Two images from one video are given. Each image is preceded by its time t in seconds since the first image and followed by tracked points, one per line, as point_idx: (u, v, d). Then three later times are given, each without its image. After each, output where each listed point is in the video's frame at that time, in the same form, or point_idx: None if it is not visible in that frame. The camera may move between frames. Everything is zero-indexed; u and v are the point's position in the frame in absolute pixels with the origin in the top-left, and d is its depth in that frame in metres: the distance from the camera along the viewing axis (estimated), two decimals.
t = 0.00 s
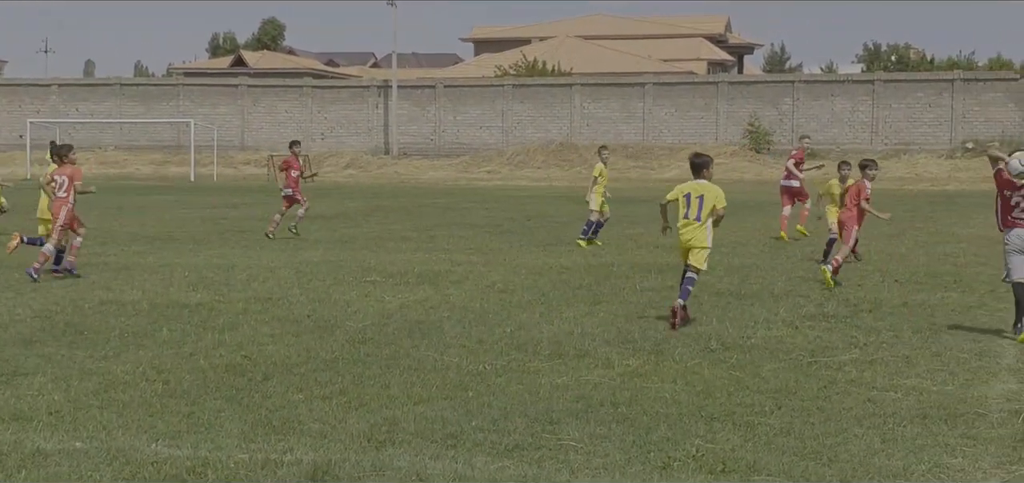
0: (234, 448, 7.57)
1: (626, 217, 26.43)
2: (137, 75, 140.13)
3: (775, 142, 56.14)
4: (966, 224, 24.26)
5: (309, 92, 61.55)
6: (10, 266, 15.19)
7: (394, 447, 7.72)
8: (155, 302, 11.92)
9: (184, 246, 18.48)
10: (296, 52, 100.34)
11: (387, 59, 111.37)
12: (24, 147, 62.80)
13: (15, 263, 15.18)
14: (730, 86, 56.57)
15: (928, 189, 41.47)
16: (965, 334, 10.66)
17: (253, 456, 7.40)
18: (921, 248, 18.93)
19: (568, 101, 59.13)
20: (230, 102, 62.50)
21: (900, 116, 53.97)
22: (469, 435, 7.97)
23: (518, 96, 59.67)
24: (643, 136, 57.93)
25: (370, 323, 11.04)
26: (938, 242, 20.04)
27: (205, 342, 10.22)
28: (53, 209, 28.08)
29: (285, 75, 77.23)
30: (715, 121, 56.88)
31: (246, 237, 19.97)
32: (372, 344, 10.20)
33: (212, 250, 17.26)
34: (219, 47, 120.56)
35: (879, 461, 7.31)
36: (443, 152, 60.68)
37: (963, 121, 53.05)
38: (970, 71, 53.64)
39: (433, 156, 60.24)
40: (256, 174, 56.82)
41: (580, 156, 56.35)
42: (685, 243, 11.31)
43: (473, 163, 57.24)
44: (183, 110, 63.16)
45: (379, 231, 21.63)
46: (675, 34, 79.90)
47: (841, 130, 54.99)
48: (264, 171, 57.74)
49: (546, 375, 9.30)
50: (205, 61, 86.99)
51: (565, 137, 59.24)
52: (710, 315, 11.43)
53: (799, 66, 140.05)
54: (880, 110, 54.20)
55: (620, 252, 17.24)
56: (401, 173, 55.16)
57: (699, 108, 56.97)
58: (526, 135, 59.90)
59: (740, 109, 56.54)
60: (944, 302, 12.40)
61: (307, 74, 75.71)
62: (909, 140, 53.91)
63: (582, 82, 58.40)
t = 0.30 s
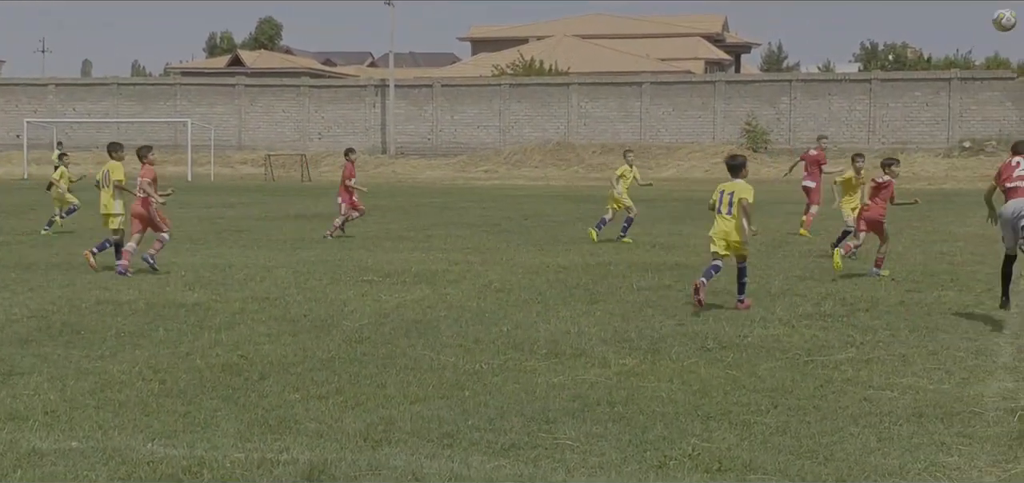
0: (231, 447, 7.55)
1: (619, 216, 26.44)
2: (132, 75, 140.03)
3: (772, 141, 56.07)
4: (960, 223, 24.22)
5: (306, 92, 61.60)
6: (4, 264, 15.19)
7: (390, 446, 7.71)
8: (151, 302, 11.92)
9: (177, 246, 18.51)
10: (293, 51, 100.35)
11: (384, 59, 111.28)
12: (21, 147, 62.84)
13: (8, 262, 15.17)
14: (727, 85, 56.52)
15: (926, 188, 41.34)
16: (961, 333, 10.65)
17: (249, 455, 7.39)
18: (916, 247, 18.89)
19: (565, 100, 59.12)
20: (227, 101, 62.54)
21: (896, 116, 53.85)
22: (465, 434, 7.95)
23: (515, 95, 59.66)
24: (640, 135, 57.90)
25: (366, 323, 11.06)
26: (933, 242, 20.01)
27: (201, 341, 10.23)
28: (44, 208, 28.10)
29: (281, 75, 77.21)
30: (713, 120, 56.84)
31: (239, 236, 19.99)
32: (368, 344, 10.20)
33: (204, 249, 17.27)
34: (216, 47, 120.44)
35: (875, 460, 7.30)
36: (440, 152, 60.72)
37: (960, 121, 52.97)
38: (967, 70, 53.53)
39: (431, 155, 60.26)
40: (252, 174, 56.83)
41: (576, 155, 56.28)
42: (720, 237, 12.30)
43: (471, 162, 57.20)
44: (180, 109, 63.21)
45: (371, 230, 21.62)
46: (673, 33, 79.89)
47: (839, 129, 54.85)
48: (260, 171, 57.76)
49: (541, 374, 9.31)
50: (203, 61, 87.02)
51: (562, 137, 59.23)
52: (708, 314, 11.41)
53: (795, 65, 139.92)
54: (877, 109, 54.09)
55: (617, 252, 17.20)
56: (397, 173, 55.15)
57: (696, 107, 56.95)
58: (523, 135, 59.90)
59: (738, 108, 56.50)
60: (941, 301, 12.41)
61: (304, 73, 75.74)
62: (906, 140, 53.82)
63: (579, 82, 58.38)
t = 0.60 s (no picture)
0: (226, 447, 7.53)
1: (612, 215, 26.43)
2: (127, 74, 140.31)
3: (769, 140, 56.03)
4: (953, 222, 24.24)
5: (302, 91, 61.63)
6: None
7: (385, 446, 7.70)
8: (146, 301, 11.93)
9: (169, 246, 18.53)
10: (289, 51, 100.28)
11: (379, 58, 111.37)
12: (16, 146, 62.79)
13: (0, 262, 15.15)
14: (723, 84, 56.51)
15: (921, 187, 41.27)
16: (958, 332, 10.63)
17: (244, 455, 7.37)
18: (910, 246, 18.90)
19: (560, 98, 59.16)
20: (223, 101, 62.56)
21: (892, 115, 53.80)
22: (461, 433, 7.93)
23: (512, 94, 59.66)
24: (636, 134, 57.89)
25: (361, 322, 11.04)
26: (927, 241, 20.00)
27: (197, 341, 10.22)
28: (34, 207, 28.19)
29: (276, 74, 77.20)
30: (709, 119, 56.82)
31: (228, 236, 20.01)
32: (363, 344, 10.18)
33: (195, 248, 17.28)
34: (211, 46, 120.50)
35: (871, 459, 7.28)
36: (436, 151, 60.74)
37: (956, 120, 52.91)
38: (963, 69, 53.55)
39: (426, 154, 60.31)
40: (247, 173, 56.81)
41: (573, 154, 56.20)
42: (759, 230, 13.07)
43: (467, 162, 57.17)
44: (176, 109, 63.23)
45: (362, 229, 21.62)
46: (668, 32, 79.91)
47: (835, 128, 54.83)
48: (255, 170, 57.75)
49: (537, 373, 9.30)
50: (198, 60, 87.12)
51: (558, 136, 59.24)
52: (704, 314, 11.40)
53: (790, 64, 139.80)
54: (873, 107, 54.06)
55: (613, 251, 17.18)
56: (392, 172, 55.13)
57: (692, 106, 56.94)
58: (518, 134, 59.93)
59: (734, 107, 56.46)
60: (938, 299, 12.41)
61: (299, 72, 75.72)
62: (902, 139, 53.77)
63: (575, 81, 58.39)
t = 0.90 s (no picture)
0: (221, 446, 7.51)
1: (608, 214, 26.44)
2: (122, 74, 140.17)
3: (764, 139, 56.05)
4: (950, 221, 24.23)
5: (298, 90, 61.64)
6: None
7: (381, 445, 7.70)
8: (141, 301, 11.92)
9: (163, 243, 18.53)
10: (285, 51, 100.16)
11: (375, 58, 111.20)
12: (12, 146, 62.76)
13: None
14: (719, 83, 56.54)
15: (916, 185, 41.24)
16: (953, 331, 10.64)
17: (239, 455, 7.35)
18: (904, 244, 18.93)
19: (556, 97, 59.17)
20: (219, 100, 62.59)
21: (889, 113, 53.90)
22: (456, 432, 7.93)
23: (507, 93, 59.70)
24: (632, 133, 57.92)
25: (356, 321, 11.06)
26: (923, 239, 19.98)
27: (192, 340, 10.23)
28: (28, 207, 28.20)
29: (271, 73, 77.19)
30: (705, 118, 56.83)
31: (222, 235, 19.98)
32: (359, 343, 10.18)
33: (191, 248, 17.30)
34: (207, 46, 120.26)
35: (866, 458, 7.29)
36: (432, 151, 60.73)
37: (951, 119, 52.95)
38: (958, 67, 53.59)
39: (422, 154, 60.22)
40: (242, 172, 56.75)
41: (568, 153, 56.01)
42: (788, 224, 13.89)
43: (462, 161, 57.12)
44: (171, 108, 63.21)
45: (357, 229, 21.60)
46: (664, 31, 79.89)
47: (830, 126, 54.89)
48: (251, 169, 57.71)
49: (533, 372, 9.31)
50: (194, 60, 87.05)
51: (554, 135, 59.21)
52: (701, 312, 11.40)
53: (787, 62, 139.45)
54: (869, 106, 54.15)
55: (608, 250, 17.20)
56: (387, 171, 55.06)
57: (687, 105, 56.98)
58: (514, 133, 59.90)
59: (730, 106, 56.48)
60: (933, 298, 12.43)
61: (295, 72, 75.65)
62: (897, 138, 53.78)
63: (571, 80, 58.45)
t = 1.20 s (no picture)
0: (221, 446, 7.50)
1: (609, 214, 26.47)
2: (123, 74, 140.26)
3: (764, 140, 56.06)
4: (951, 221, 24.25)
5: (298, 90, 61.66)
6: None
7: (381, 445, 7.69)
8: (142, 301, 11.92)
9: (165, 242, 18.55)
10: (286, 51, 100.12)
11: (376, 58, 111.22)
12: (12, 146, 62.78)
13: None
14: (719, 83, 56.56)
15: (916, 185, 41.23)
16: (954, 331, 10.65)
17: (239, 455, 7.35)
18: (905, 245, 18.94)
19: (556, 97, 59.19)
20: (219, 100, 62.61)
21: (889, 114, 53.90)
22: (457, 433, 7.93)
23: (507, 93, 59.71)
24: (632, 133, 57.94)
25: (357, 321, 11.06)
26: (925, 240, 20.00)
27: (192, 340, 10.23)
28: (30, 207, 28.20)
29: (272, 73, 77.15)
30: (705, 118, 56.84)
31: (224, 235, 19.99)
32: (360, 343, 10.17)
33: (192, 248, 17.32)
34: (207, 46, 120.15)
35: (866, 458, 7.29)
36: (432, 151, 60.73)
37: (951, 119, 52.97)
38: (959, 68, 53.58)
39: (422, 154, 60.20)
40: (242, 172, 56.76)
41: (568, 153, 56.04)
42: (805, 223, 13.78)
43: (462, 161, 57.12)
44: (171, 108, 63.23)
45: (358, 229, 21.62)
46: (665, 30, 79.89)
47: (830, 127, 54.89)
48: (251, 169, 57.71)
49: (533, 373, 9.31)
50: (195, 60, 87.07)
51: (554, 135, 59.20)
52: (701, 313, 11.41)
53: (788, 63, 139.34)
54: (869, 107, 54.15)
55: (610, 250, 17.21)
56: (387, 171, 55.07)
57: (687, 105, 57.01)
58: (514, 134, 59.91)
59: (730, 106, 56.50)
60: (935, 298, 12.44)
61: (296, 72, 75.63)
62: (897, 138, 53.79)
63: (572, 80, 58.45)
